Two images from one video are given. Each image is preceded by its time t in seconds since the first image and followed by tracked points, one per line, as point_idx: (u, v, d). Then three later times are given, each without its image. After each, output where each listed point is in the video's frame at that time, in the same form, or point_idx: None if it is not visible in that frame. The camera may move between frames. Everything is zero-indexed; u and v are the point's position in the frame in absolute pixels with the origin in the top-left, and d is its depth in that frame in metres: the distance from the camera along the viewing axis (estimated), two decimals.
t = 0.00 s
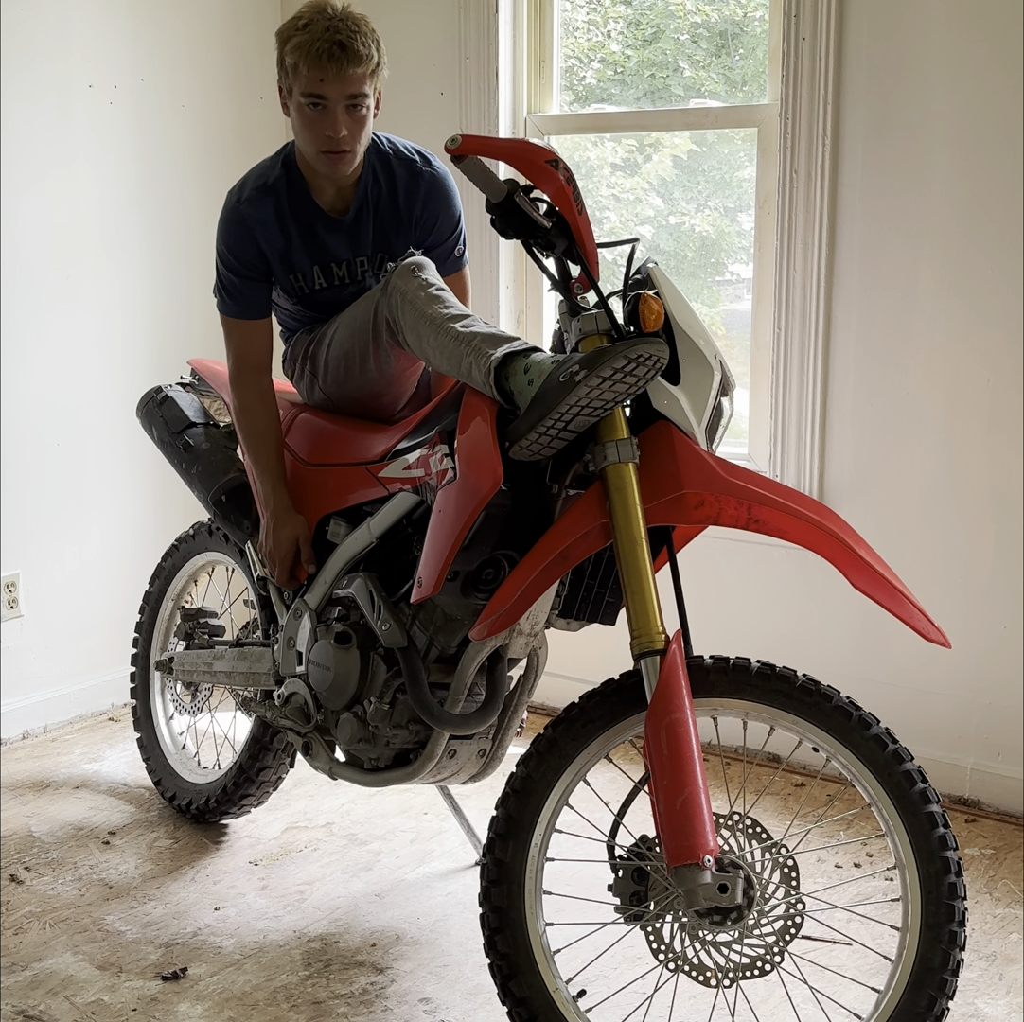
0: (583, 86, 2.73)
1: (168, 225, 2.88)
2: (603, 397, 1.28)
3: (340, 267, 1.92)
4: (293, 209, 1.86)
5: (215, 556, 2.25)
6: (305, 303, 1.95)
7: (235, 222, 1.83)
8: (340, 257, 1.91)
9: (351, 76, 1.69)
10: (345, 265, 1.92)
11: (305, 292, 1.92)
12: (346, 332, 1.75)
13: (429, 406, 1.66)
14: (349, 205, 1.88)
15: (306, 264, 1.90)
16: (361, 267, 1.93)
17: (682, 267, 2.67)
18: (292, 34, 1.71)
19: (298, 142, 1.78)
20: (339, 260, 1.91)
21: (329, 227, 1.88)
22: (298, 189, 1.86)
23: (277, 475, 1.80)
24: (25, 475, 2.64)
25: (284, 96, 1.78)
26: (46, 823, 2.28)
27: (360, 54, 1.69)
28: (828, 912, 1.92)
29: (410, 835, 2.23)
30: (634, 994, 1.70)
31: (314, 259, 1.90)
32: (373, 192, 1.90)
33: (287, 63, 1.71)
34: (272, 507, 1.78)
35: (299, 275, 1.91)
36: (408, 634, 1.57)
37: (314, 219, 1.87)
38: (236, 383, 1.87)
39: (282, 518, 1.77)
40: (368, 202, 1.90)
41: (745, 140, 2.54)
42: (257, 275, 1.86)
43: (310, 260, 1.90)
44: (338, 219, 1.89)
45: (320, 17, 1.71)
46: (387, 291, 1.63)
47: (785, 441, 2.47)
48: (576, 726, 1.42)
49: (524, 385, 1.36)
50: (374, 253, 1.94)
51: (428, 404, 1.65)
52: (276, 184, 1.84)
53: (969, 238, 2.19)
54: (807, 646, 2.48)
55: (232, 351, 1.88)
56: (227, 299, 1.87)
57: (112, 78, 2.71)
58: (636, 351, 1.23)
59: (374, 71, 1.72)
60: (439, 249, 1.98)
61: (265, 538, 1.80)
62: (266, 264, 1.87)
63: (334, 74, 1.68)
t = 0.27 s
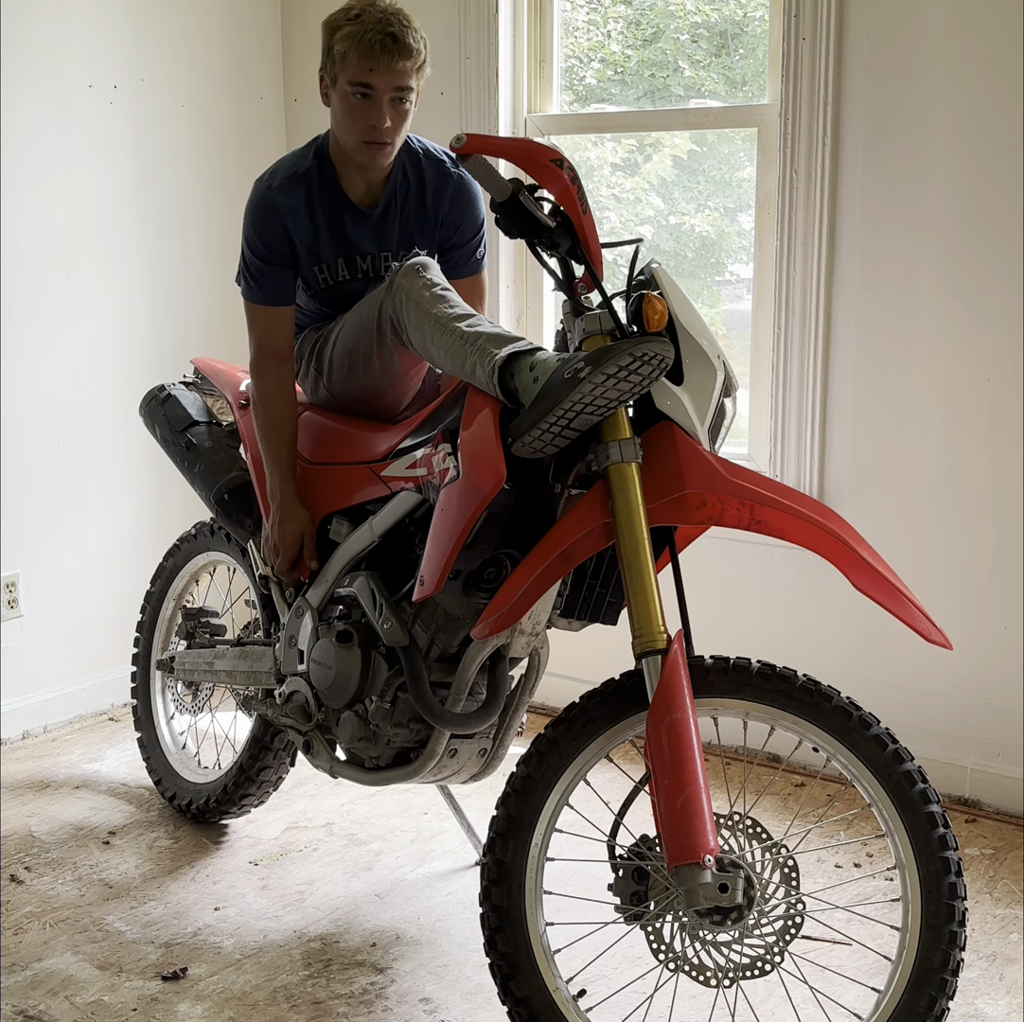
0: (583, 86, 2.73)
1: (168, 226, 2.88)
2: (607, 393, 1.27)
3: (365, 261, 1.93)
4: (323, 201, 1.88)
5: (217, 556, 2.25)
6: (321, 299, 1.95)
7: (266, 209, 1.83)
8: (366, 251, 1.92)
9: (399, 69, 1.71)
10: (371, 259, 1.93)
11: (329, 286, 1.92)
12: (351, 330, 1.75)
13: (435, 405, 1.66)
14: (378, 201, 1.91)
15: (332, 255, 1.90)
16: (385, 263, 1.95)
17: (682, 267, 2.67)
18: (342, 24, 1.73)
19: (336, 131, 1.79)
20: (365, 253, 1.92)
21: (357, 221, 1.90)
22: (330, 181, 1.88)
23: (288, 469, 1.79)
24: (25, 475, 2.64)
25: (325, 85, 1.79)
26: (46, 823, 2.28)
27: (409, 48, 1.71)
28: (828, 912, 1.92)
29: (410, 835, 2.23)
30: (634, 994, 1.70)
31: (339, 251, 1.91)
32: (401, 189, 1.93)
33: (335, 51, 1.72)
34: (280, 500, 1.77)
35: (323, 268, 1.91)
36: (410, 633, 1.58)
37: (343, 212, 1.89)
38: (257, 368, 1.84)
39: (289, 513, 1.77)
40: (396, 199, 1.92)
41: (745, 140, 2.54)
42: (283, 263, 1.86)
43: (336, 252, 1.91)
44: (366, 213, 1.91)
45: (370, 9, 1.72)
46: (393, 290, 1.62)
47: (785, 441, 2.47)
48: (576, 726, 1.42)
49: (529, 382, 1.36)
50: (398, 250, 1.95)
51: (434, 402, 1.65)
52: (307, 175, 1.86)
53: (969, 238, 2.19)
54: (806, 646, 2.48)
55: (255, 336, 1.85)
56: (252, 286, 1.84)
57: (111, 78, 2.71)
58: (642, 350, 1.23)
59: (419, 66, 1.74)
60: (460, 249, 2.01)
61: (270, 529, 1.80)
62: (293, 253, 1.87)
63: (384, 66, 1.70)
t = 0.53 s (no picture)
0: (583, 86, 2.73)
1: (167, 226, 2.88)
2: (619, 390, 1.27)
3: (384, 255, 1.92)
4: (346, 192, 1.88)
5: (222, 556, 2.24)
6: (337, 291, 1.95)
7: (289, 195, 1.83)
8: (385, 245, 1.92)
9: (440, 62, 1.73)
10: (390, 252, 1.93)
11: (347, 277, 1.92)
12: (362, 326, 1.75)
13: (445, 403, 1.66)
14: (401, 196, 1.91)
15: (352, 247, 1.90)
16: (404, 258, 1.94)
17: (682, 268, 2.67)
18: (385, 15, 1.74)
19: (368, 122, 1.80)
20: (384, 246, 1.92)
21: (379, 215, 1.90)
22: (352, 174, 1.88)
23: (300, 462, 1.79)
24: (24, 475, 2.64)
25: (359, 76, 1.80)
26: (46, 823, 2.28)
27: (450, 43, 1.73)
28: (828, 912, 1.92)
29: (411, 835, 2.23)
30: (635, 994, 1.70)
31: (360, 243, 1.91)
32: (423, 185, 1.93)
33: (377, 42, 1.73)
34: (288, 493, 1.78)
35: (342, 260, 1.91)
36: (416, 629, 1.58)
37: (365, 204, 1.89)
38: (276, 356, 1.84)
39: (297, 505, 1.77)
40: (418, 194, 1.92)
41: (745, 140, 2.54)
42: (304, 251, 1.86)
43: (356, 244, 1.90)
44: (388, 207, 1.91)
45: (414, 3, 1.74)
46: (406, 289, 1.62)
47: (785, 441, 2.47)
48: (579, 724, 1.42)
49: (544, 379, 1.36)
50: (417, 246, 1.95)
51: (444, 400, 1.66)
52: (331, 165, 1.86)
53: (970, 238, 2.19)
54: (806, 646, 2.48)
55: (276, 323, 1.85)
56: (274, 274, 1.85)
57: (111, 78, 2.71)
58: (655, 347, 1.23)
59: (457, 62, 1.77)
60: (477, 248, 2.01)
61: (277, 520, 1.80)
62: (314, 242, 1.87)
63: (428, 58, 1.72)
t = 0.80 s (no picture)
0: (583, 86, 2.73)
1: (167, 227, 2.88)
2: (636, 388, 1.27)
3: (394, 251, 1.93)
4: (356, 188, 1.88)
5: (230, 556, 2.24)
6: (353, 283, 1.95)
7: (300, 192, 1.83)
8: (395, 241, 1.93)
9: (443, 55, 1.73)
10: (400, 249, 1.94)
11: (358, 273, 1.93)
12: (378, 324, 1.75)
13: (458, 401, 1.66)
14: (410, 193, 1.91)
15: (363, 244, 1.91)
16: (414, 255, 1.95)
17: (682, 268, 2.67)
18: (387, 11, 1.74)
19: (374, 118, 1.80)
20: (396, 244, 1.93)
21: (389, 211, 1.90)
22: (364, 171, 1.88)
23: (316, 454, 1.78)
24: (23, 476, 2.64)
25: (365, 73, 1.81)
26: (46, 823, 2.28)
27: (453, 35, 1.73)
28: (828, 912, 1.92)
29: (412, 835, 2.23)
30: (635, 994, 1.70)
31: (371, 240, 1.91)
32: (433, 183, 1.93)
33: (379, 38, 1.74)
34: (303, 483, 1.77)
35: (353, 256, 1.91)
36: (425, 624, 1.57)
37: (375, 201, 1.89)
38: (293, 348, 1.83)
39: (312, 496, 1.77)
40: (428, 192, 1.93)
41: (745, 140, 2.54)
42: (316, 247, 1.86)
43: (366, 241, 1.91)
44: (398, 204, 1.91)
45: None
46: (422, 287, 1.62)
47: (785, 441, 2.47)
48: (584, 722, 1.42)
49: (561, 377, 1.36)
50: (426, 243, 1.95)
51: (457, 398, 1.66)
52: (342, 161, 1.87)
53: (971, 238, 2.19)
54: (806, 646, 2.48)
55: (291, 315, 1.85)
56: (287, 268, 1.83)
57: (111, 79, 2.71)
58: (672, 345, 1.23)
59: (461, 54, 1.76)
60: (488, 246, 2.01)
61: (291, 510, 1.80)
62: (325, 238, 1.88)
63: (430, 51, 1.72)
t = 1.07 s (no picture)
0: (583, 86, 2.73)
1: (166, 227, 2.88)
2: (656, 386, 1.27)
3: (390, 252, 1.93)
4: (351, 190, 1.88)
5: (240, 556, 2.24)
6: (360, 278, 1.96)
7: (294, 195, 1.83)
8: (392, 242, 1.93)
9: (410, 53, 1.72)
10: (397, 250, 1.94)
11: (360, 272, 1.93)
12: (394, 322, 1.75)
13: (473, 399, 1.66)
14: (405, 193, 1.91)
15: (360, 245, 1.91)
16: (411, 255, 1.95)
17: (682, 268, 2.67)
18: (354, 17, 1.75)
19: (357, 124, 1.81)
20: (391, 243, 1.93)
21: (384, 212, 1.91)
22: (358, 171, 1.89)
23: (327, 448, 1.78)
24: (23, 476, 2.64)
25: (345, 80, 1.81)
26: (46, 823, 2.28)
27: (419, 32, 1.72)
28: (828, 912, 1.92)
29: (412, 835, 2.23)
30: (636, 994, 1.70)
31: (368, 241, 1.91)
32: (429, 182, 1.93)
33: (348, 44, 1.75)
34: (316, 477, 1.77)
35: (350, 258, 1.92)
36: (435, 618, 1.58)
37: (371, 203, 1.90)
38: (292, 352, 1.84)
39: (326, 489, 1.76)
40: (424, 191, 1.92)
41: (745, 140, 2.54)
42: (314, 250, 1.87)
43: (363, 242, 1.91)
44: (393, 205, 1.91)
45: None
46: (440, 284, 1.63)
47: (785, 441, 2.47)
48: (591, 720, 1.42)
49: (579, 375, 1.36)
50: (424, 243, 1.95)
51: (472, 396, 1.65)
52: (335, 164, 1.87)
53: (972, 238, 2.19)
54: (806, 646, 2.48)
55: (290, 316, 1.86)
56: (286, 270, 1.85)
57: (111, 78, 2.71)
58: (692, 344, 1.23)
59: (433, 50, 1.75)
60: (488, 243, 2.00)
61: (305, 503, 1.79)
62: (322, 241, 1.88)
63: (395, 50, 1.71)
